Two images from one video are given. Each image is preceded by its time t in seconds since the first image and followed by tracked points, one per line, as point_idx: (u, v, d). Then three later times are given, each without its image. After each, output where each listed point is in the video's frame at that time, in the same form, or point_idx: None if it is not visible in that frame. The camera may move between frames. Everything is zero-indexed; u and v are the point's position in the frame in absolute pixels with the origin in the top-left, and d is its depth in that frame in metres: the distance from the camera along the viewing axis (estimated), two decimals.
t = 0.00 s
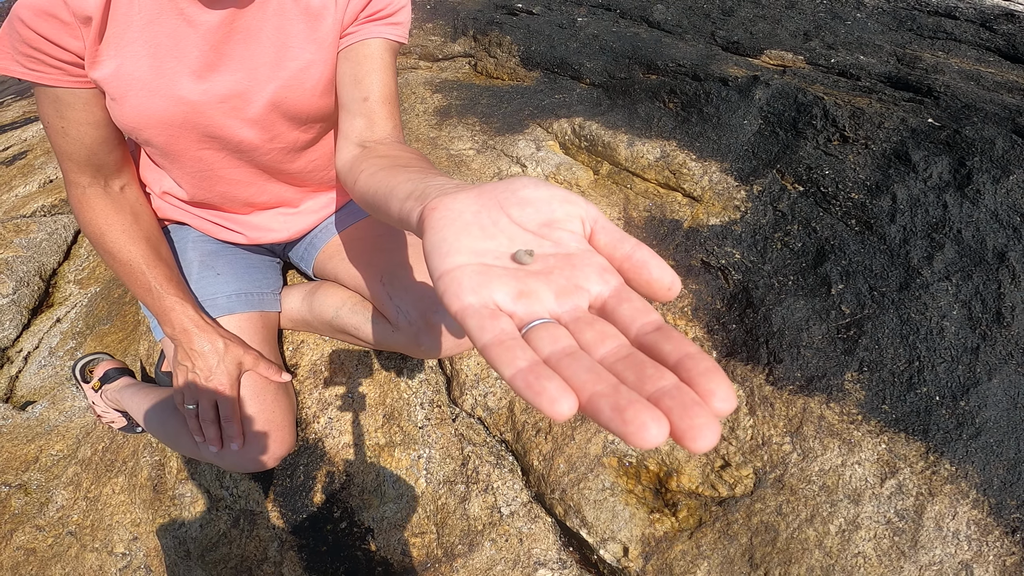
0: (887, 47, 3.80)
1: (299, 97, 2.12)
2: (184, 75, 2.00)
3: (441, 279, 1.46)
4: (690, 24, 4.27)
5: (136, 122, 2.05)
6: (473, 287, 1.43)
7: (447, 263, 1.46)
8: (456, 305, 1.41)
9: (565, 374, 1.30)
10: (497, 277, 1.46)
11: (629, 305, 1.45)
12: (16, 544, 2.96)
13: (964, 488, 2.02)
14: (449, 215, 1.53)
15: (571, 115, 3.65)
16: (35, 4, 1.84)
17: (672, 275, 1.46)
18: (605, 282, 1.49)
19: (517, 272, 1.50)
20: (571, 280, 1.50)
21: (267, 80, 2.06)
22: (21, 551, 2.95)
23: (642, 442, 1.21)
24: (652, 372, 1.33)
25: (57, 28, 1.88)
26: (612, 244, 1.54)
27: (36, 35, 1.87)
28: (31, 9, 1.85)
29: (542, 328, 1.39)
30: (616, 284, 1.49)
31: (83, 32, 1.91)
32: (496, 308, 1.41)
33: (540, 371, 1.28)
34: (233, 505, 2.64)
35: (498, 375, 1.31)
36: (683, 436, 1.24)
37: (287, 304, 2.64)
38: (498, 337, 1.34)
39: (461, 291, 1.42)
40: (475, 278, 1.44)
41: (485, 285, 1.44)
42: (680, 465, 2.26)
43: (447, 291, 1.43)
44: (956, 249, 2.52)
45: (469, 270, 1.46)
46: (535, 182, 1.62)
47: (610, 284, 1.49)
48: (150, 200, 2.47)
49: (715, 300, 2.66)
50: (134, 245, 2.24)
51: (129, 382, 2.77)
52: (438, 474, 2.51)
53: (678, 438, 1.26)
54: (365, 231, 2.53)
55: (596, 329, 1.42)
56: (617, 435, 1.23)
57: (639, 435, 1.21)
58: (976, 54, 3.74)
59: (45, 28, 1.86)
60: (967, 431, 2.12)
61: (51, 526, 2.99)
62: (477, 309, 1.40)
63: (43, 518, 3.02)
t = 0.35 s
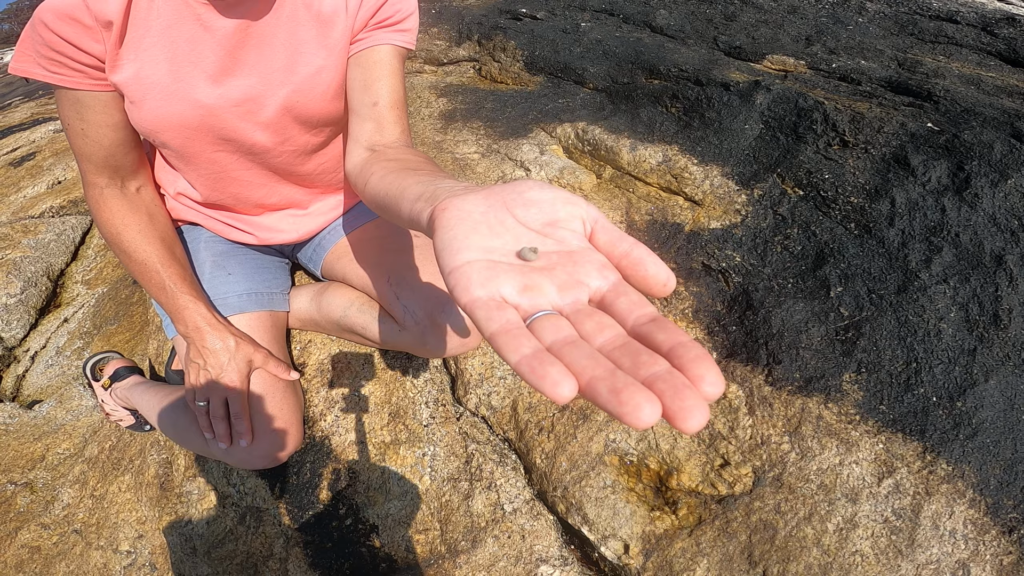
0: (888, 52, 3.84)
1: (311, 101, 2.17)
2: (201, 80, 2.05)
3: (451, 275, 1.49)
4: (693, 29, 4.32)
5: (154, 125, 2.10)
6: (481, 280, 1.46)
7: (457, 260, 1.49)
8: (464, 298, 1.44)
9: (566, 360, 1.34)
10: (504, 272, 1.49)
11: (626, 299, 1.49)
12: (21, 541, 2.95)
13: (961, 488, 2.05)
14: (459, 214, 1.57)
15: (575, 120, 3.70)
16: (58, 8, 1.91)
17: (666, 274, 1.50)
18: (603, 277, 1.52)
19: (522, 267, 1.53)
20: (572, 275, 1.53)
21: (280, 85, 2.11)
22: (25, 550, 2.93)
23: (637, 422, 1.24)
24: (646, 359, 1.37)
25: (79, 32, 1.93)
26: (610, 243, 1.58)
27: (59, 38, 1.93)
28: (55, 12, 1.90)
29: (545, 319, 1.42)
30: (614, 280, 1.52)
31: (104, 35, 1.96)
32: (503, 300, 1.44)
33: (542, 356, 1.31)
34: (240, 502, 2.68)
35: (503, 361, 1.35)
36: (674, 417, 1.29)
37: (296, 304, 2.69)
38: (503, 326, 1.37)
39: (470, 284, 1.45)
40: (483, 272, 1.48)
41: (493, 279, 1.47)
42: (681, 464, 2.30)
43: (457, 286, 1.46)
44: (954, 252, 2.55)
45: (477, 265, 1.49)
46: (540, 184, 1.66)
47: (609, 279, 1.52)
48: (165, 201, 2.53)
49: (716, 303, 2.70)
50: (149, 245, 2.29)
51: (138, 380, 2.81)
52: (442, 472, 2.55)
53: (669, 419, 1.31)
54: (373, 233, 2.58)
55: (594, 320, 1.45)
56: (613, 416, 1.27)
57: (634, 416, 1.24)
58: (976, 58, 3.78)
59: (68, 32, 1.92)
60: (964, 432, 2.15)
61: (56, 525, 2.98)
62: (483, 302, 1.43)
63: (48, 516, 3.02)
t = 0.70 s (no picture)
0: (888, 56, 3.88)
1: (318, 106, 2.21)
2: (212, 84, 2.09)
3: (449, 269, 1.52)
4: (694, 34, 4.36)
5: (165, 128, 2.15)
6: (477, 275, 1.49)
7: (455, 256, 1.53)
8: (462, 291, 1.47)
9: (554, 348, 1.36)
10: (499, 267, 1.52)
11: (615, 293, 1.51)
12: (23, 540, 2.99)
13: (956, 489, 2.07)
14: (457, 213, 1.61)
15: (577, 124, 3.74)
16: (75, 12, 1.94)
17: (656, 270, 1.52)
18: (594, 273, 1.55)
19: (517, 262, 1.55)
20: (565, 270, 1.55)
21: (288, 89, 2.15)
22: (28, 547, 2.97)
23: (621, 406, 1.26)
24: (632, 347, 1.38)
25: (95, 36, 1.98)
26: (601, 240, 1.61)
27: (76, 42, 1.97)
28: (71, 17, 1.94)
29: (537, 310, 1.45)
30: (604, 275, 1.55)
31: (118, 40, 2.00)
32: (497, 293, 1.47)
33: (532, 344, 1.33)
34: (243, 500, 2.72)
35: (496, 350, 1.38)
36: (657, 401, 1.29)
37: (300, 305, 2.73)
38: (497, 316, 1.41)
39: (467, 278, 1.49)
40: (479, 267, 1.51)
41: (489, 273, 1.50)
42: (679, 464, 2.33)
43: (454, 281, 1.50)
44: (952, 256, 2.58)
45: (473, 260, 1.52)
46: (535, 185, 1.70)
47: (600, 275, 1.55)
48: (174, 202, 2.57)
49: (715, 305, 2.73)
50: (159, 245, 2.33)
51: (144, 379, 2.86)
52: (442, 470, 2.58)
53: (653, 405, 1.31)
54: (377, 235, 2.61)
55: (584, 311, 1.47)
56: (598, 400, 1.28)
57: (618, 399, 1.26)
58: (977, 62, 3.80)
59: (84, 36, 1.96)
60: (960, 433, 2.17)
61: (59, 523, 3.03)
62: (480, 294, 1.46)
63: (51, 515, 3.06)
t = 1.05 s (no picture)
0: (890, 61, 3.90)
1: (328, 109, 2.24)
2: (225, 86, 2.12)
3: (454, 270, 1.55)
4: (697, 39, 4.39)
5: (179, 129, 2.18)
6: (480, 274, 1.52)
7: (459, 257, 1.56)
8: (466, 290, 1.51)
9: (553, 344, 1.39)
10: (501, 267, 1.55)
11: (613, 292, 1.52)
12: (26, 538, 3.02)
13: (956, 490, 2.09)
14: (462, 216, 1.64)
15: (580, 128, 3.77)
16: (93, 14, 1.98)
17: (653, 272, 1.54)
18: (592, 273, 1.56)
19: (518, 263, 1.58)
20: (564, 271, 1.57)
21: (298, 93, 2.18)
22: (31, 546, 3.00)
23: (615, 401, 1.28)
24: (627, 344, 1.40)
25: (112, 37, 2.01)
26: (601, 243, 1.63)
27: (92, 43, 2.00)
28: (89, 18, 1.98)
29: (537, 308, 1.48)
30: (603, 276, 1.56)
31: (135, 42, 2.04)
32: (499, 292, 1.50)
33: (531, 340, 1.36)
34: (248, 499, 2.73)
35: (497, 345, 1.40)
36: (649, 396, 1.31)
37: (307, 305, 2.76)
38: (500, 313, 1.44)
39: (470, 278, 1.52)
40: (482, 267, 1.53)
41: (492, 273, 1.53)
42: (681, 464, 2.35)
43: (459, 280, 1.53)
44: (952, 260, 2.60)
45: (475, 261, 1.54)
46: (537, 188, 1.71)
47: (598, 275, 1.56)
48: (185, 203, 2.60)
49: (717, 308, 2.75)
50: (171, 244, 2.36)
51: (151, 377, 2.89)
52: (446, 470, 2.61)
53: (646, 400, 1.33)
54: (382, 237, 2.64)
55: (582, 309, 1.50)
56: (593, 395, 1.31)
57: (612, 394, 1.28)
58: (979, 67, 3.82)
59: (102, 37, 2.00)
60: (960, 435, 2.19)
61: (62, 521, 3.06)
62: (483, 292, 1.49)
63: (54, 513, 3.09)
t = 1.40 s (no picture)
0: (891, 68, 3.96)
1: (340, 115, 2.30)
2: (241, 93, 2.18)
3: (467, 274, 1.60)
4: (700, 46, 4.45)
5: (196, 134, 2.23)
6: (492, 277, 1.57)
7: (472, 261, 1.61)
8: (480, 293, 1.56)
9: (560, 343, 1.44)
10: (512, 271, 1.60)
11: (618, 295, 1.58)
12: (30, 537, 3.06)
13: (951, 491, 2.14)
14: (475, 222, 1.69)
15: (584, 134, 3.83)
16: (115, 19, 2.04)
17: (656, 277, 1.59)
18: (599, 277, 1.61)
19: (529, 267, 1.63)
20: (572, 275, 1.62)
21: (312, 99, 2.24)
22: (35, 545, 3.05)
23: (620, 397, 1.33)
24: (631, 343, 1.46)
25: (135, 43, 2.07)
26: (607, 249, 1.68)
27: (115, 48, 2.06)
28: (113, 24, 2.04)
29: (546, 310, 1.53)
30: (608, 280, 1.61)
31: (156, 48, 2.10)
32: (510, 295, 1.55)
33: (540, 340, 1.42)
34: (256, 497, 2.75)
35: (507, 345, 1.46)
36: (652, 393, 1.37)
37: (317, 307, 2.81)
38: (511, 314, 1.50)
39: (483, 281, 1.57)
40: (494, 271, 1.59)
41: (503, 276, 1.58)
42: (681, 464, 2.40)
43: (473, 284, 1.58)
44: (948, 265, 2.65)
45: (487, 265, 1.60)
46: (546, 196, 1.76)
47: (604, 280, 1.61)
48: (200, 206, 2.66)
49: (718, 313, 2.80)
50: (186, 246, 2.41)
51: (162, 377, 2.93)
52: (452, 468, 2.67)
53: (649, 397, 1.38)
54: (391, 240, 2.70)
55: (588, 311, 1.55)
56: (598, 391, 1.36)
57: (617, 390, 1.33)
58: (978, 74, 3.88)
59: (124, 43, 2.05)
60: (955, 436, 2.24)
61: (67, 520, 3.11)
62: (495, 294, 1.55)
63: (59, 512, 3.14)
